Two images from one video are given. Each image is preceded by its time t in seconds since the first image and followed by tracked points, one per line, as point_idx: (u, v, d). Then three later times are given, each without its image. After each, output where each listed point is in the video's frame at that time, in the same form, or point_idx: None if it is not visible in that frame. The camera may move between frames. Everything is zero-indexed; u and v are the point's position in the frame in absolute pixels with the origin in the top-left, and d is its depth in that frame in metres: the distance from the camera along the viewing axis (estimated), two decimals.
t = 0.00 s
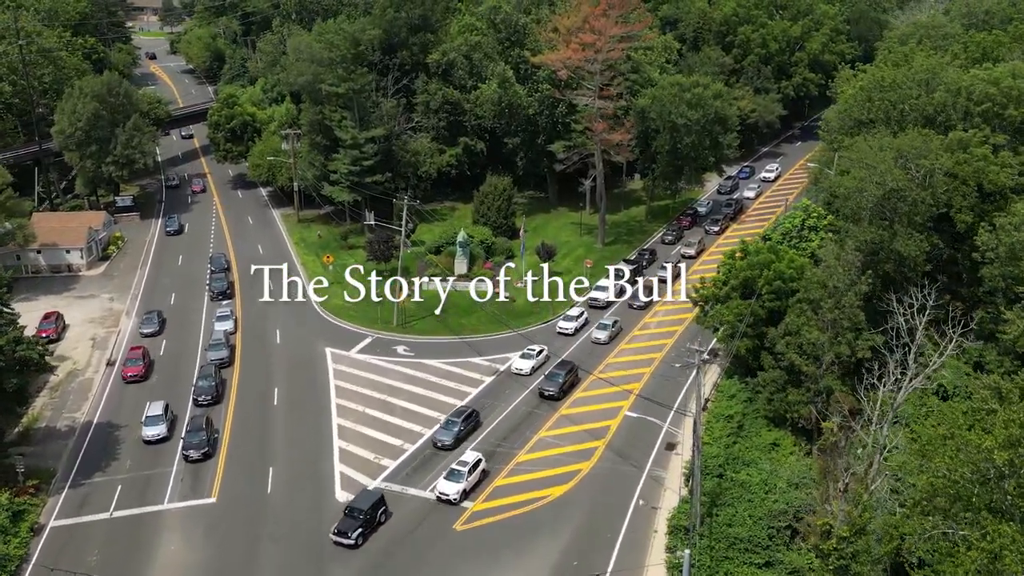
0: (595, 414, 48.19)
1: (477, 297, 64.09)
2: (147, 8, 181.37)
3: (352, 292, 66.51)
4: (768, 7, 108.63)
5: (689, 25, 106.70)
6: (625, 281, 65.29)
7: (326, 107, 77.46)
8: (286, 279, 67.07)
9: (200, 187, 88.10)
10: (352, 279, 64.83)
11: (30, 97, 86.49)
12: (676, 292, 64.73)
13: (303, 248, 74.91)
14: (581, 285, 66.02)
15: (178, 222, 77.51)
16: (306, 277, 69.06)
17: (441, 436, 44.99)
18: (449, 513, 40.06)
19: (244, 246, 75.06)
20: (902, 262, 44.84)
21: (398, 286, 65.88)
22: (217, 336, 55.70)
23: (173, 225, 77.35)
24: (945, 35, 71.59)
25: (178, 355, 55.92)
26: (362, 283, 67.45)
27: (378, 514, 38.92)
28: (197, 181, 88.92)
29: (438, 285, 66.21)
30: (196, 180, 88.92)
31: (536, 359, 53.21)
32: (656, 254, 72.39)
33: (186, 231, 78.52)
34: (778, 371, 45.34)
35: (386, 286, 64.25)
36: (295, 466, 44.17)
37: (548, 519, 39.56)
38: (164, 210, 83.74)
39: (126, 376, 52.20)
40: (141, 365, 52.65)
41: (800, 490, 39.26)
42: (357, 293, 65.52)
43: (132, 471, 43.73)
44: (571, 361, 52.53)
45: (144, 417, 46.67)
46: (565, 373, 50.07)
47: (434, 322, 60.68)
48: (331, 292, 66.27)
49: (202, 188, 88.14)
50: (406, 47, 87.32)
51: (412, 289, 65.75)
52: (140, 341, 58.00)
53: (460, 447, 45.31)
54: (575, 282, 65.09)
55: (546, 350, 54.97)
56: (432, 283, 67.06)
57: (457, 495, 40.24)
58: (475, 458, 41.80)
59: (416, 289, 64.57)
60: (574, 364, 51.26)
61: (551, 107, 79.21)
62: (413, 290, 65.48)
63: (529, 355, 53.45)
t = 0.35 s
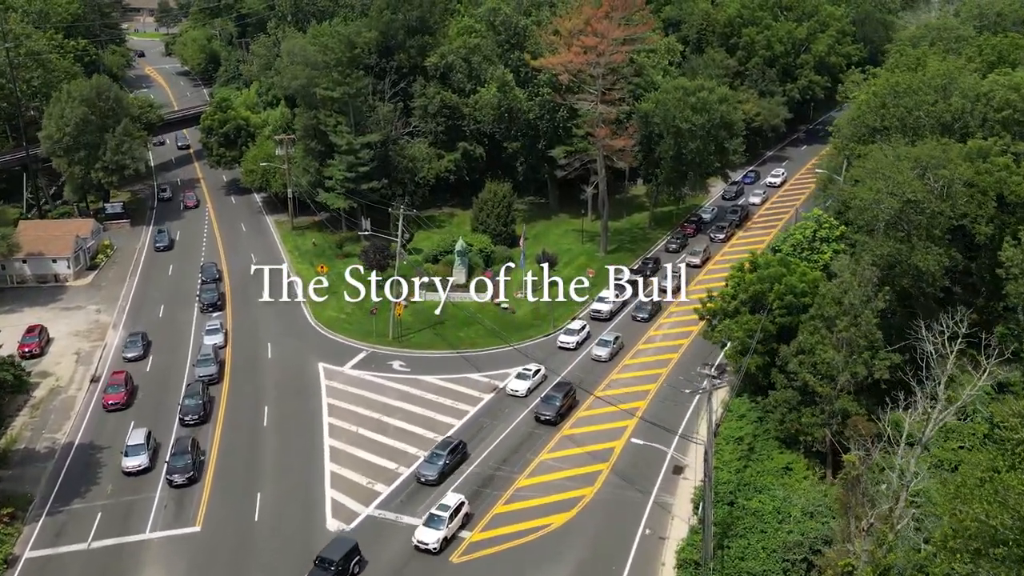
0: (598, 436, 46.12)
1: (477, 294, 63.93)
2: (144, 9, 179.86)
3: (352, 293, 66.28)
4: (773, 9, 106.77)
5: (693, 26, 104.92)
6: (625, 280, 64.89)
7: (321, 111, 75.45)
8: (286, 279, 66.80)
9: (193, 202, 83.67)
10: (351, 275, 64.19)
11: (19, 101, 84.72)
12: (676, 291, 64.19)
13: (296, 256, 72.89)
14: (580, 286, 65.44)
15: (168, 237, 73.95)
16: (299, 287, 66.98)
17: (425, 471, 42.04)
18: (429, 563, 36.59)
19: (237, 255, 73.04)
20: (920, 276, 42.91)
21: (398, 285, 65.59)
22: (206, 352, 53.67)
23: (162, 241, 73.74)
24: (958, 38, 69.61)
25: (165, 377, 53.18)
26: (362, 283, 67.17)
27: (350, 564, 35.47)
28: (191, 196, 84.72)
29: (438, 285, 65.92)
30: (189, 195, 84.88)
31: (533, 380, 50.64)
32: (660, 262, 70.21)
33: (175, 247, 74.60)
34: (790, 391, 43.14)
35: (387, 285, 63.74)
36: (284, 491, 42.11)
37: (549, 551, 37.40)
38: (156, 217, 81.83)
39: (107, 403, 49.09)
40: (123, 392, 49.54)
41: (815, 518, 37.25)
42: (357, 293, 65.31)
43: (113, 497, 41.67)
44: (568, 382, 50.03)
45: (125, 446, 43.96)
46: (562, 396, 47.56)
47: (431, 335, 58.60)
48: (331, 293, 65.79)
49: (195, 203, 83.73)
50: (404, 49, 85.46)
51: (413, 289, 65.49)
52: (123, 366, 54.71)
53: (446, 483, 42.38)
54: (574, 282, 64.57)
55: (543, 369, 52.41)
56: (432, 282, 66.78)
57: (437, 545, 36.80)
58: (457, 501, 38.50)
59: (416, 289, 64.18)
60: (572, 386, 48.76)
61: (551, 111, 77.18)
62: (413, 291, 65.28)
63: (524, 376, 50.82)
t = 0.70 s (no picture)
0: (602, 459, 44.05)
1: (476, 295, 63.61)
2: (140, 10, 177.91)
3: (352, 292, 65.83)
4: (778, 11, 104.80)
5: (696, 28, 103.08)
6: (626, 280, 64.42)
7: (316, 116, 73.24)
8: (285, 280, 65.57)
9: (185, 218, 79.59)
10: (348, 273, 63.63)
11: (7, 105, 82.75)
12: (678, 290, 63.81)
13: (290, 265, 70.86)
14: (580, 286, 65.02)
15: (157, 253, 70.50)
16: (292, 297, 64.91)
17: (406, 513, 38.95)
18: None
19: (229, 264, 70.99)
20: (941, 293, 41.04)
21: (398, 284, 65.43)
22: (194, 368, 51.66)
23: (151, 257, 70.29)
24: (972, 41, 67.65)
25: (150, 403, 50.19)
26: (362, 283, 66.77)
27: None
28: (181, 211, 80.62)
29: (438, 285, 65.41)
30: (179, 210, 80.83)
31: (527, 404, 48.13)
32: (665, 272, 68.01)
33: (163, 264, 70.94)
34: (804, 413, 40.95)
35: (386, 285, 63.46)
36: (273, 519, 40.11)
37: None
38: (147, 224, 79.84)
39: (85, 434, 45.96)
40: (103, 422, 46.42)
41: (833, 552, 35.37)
42: (357, 293, 65.05)
43: (92, 525, 39.63)
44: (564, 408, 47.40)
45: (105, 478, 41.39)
46: (558, 423, 44.91)
47: (428, 350, 56.49)
48: (331, 294, 65.24)
49: (187, 219, 79.60)
50: (401, 53, 83.57)
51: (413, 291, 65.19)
52: (105, 393, 51.37)
53: (428, 524, 39.30)
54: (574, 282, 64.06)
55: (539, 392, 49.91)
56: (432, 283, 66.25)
57: None
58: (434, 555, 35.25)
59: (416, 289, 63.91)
60: (568, 412, 46.02)
61: (553, 117, 75.20)
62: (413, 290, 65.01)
63: (519, 400, 48.33)
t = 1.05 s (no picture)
0: (606, 485, 41.90)
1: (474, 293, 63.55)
2: (136, 10, 176.03)
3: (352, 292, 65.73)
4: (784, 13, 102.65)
5: (700, 30, 101.17)
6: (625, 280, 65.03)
7: (311, 121, 71.19)
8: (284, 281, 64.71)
9: (177, 236, 75.39)
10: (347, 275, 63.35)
11: None
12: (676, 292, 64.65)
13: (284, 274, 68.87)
14: (580, 286, 65.40)
15: (146, 271, 66.88)
16: (285, 308, 62.83)
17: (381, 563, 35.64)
18: None
19: (221, 274, 69.02)
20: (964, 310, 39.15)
21: (398, 285, 65.36)
22: (181, 385, 49.63)
23: (139, 275, 66.66)
24: (988, 45, 65.63)
25: (134, 429, 47.43)
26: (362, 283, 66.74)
27: None
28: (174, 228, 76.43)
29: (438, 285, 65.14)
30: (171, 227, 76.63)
31: (521, 432, 45.29)
32: (670, 281, 65.91)
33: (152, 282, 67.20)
34: (821, 438, 38.88)
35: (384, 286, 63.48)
36: (261, 550, 37.98)
37: None
38: (138, 232, 77.85)
39: (62, 468, 43.06)
40: (80, 454, 43.52)
41: None
42: (356, 293, 64.87)
43: (70, 558, 37.55)
44: (559, 437, 44.57)
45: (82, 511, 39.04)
46: (553, 455, 42.15)
47: (424, 365, 54.43)
48: (326, 305, 63.17)
49: (179, 237, 75.39)
50: (399, 56, 81.75)
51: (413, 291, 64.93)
52: (85, 423, 48.23)
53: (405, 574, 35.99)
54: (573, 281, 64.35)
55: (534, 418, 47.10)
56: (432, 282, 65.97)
57: None
58: None
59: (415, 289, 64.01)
60: (565, 440, 43.33)
61: (554, 122, 73.34)
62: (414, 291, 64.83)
63: (512, 427, 45.46)
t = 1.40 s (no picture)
0: (612, 514, 39.80)
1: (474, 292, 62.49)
2: (132, 12, 174.37)
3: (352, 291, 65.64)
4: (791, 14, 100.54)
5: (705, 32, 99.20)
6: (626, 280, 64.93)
7: (306, 126, 69.11)
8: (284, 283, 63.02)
9: (166, 255, 71.03)
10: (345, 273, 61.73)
11: None
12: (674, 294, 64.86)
13: (277, 285, 66.88)
14: (580, 286, 65.11)
15: (132, 292, 63.20)
16: (278, 321, 60.79)
17: None
18: None
19: (213, 285, 66.96)
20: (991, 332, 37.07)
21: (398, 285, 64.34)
22: (168, 404, 47.63)
23: (124, 295, 62.94)
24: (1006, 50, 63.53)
25: (115, 457, 44.84)
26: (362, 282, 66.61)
27: None
28: (164, 245, 71.91)
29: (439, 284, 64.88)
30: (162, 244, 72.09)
31: (512, 466, 42.41)
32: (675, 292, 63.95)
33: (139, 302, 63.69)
34: (839, 465, 36.80)
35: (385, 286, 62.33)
36: None
37: None
38: (129, 240, 75.92)
39: (36, 506, 40.14)
40: (55, 490, 40.72)
41: None
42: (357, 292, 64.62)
43: None
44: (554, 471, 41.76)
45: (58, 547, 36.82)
46: (548, 491, 39.31)
47: (422, 382, 52.31)
48: (320, 317, 61.02)
49: (169, 257, 71.05)
50: (397, 59, 79.56)
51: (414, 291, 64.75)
52: (62, 455, 45.24)
53: None
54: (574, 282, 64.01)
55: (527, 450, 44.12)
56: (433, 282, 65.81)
57: None
58: None
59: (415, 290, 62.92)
60: (559, 474, 40.57)
61: (556, 126, 71.25)
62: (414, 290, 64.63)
63: (503, 460, 42.54)
